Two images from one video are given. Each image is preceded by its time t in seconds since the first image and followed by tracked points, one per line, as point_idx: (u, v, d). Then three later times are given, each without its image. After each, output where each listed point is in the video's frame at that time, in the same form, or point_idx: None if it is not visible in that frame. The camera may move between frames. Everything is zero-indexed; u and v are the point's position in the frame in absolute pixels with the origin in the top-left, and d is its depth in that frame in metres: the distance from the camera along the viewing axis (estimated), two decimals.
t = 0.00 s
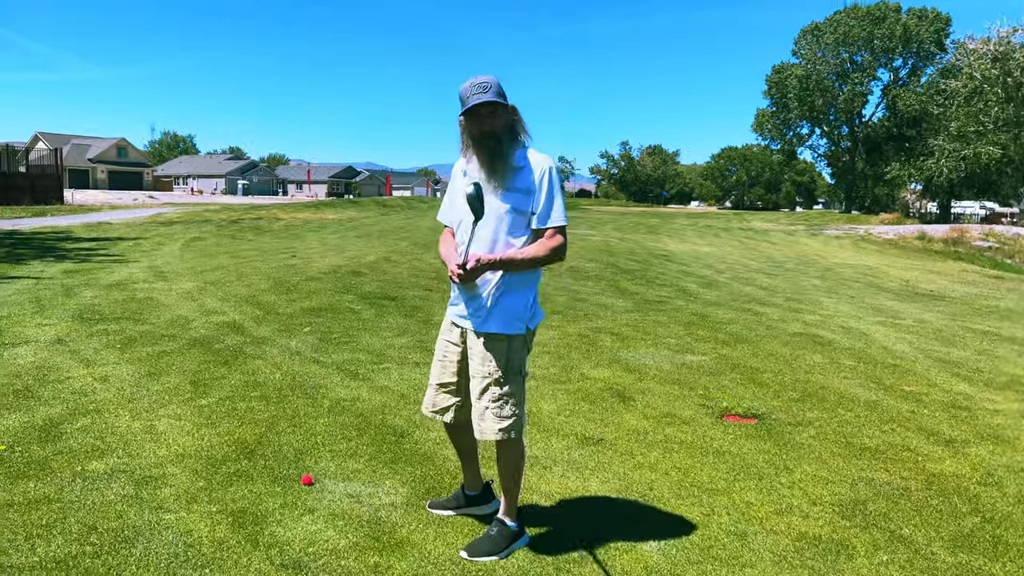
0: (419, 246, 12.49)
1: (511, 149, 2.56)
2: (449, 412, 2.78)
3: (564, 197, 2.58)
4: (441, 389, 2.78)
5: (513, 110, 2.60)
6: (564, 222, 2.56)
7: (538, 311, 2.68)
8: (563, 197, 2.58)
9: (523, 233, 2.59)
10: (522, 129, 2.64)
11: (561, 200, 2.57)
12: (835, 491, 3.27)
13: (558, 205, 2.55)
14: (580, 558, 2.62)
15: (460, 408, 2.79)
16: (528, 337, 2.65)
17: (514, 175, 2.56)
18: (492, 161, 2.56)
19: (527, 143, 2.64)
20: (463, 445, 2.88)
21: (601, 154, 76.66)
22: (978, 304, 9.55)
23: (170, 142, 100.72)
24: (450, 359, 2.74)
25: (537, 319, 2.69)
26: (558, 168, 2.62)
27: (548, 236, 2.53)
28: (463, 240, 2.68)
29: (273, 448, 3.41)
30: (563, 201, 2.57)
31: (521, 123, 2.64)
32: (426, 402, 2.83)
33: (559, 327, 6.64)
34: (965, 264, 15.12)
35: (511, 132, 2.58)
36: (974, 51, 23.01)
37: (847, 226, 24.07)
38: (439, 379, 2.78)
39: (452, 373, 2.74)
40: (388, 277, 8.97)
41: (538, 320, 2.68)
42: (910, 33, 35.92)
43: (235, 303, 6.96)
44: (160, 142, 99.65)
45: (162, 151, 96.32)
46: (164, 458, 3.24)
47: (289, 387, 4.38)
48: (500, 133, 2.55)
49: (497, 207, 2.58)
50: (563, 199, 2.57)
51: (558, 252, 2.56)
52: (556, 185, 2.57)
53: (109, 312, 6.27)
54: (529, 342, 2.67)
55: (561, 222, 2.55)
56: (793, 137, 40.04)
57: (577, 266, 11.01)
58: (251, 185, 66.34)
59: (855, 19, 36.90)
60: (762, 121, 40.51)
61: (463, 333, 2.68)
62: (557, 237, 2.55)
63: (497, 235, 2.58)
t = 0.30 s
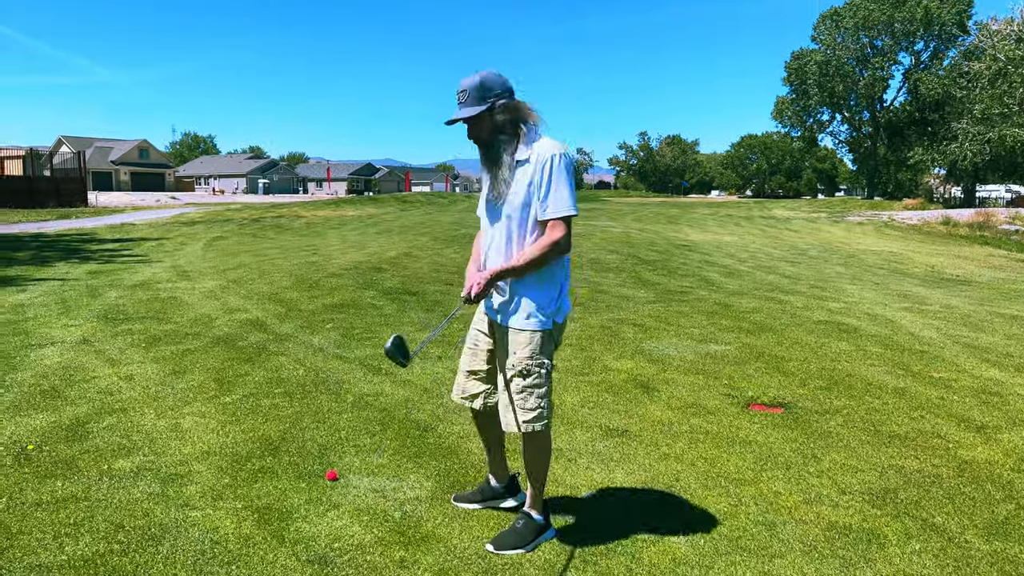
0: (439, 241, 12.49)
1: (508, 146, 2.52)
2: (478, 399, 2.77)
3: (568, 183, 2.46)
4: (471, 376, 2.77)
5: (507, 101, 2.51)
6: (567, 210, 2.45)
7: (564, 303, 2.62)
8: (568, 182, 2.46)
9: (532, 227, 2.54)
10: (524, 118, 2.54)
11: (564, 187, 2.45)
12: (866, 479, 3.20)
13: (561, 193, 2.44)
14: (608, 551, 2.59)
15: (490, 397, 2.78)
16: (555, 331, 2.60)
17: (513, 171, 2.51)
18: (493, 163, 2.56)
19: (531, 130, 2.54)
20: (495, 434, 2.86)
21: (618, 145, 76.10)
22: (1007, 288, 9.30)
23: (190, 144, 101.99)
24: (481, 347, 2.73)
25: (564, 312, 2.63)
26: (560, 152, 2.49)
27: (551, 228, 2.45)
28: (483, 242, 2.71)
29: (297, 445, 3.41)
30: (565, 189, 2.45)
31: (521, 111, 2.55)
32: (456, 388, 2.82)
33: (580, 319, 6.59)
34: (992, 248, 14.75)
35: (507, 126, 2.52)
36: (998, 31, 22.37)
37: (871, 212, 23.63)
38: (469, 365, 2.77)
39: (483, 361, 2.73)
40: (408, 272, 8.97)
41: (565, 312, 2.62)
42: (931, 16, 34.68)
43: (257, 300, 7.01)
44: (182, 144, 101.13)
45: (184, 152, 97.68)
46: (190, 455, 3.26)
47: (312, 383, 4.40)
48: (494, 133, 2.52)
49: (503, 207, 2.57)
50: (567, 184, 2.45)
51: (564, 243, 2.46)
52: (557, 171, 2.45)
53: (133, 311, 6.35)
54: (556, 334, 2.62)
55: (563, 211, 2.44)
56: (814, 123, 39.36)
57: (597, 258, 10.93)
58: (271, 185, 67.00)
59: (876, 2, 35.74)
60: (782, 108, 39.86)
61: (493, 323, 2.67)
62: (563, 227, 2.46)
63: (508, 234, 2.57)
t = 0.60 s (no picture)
0: (434, 225, 12.44)
1: (466, 145, 2.53)
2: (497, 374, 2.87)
3: (502, 179, 2.33)
4: (489, 350, 2.86)
5: (457, 100, 2.52)
6: (504, 208, 2.33)
7: (557, 284, 2.55)
8: (503, 179, 2.33)
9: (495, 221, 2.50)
10: (477, 111, 2.49)
11: (498, 185, 2.33)
12: (861, 456, 3.22)
13: (495, 191, 2.33)
14: (605, 531, 2.60)
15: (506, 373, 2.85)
16: (552, 312, 2.56)
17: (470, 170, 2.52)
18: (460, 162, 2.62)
19: (482, 125, 2.48)
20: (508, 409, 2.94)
21: (613, 126, 75.69)
22: (1001, 266, 9.32)
23: (181, 129, 100.93)
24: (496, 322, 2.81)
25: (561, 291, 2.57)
26: (497, 145, 2.35)
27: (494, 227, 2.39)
28: (486, 231, 2.77)
29: (294, 429, 3.42)
30: (499, 186, 2.33)
31: (475, 106, 2.50)
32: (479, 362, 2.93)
33: (577, 301, 6.59)
34: (987, 225, 14.77)
35: (460, 126, 2.53)
36: (993, 7, 22.21)
37: (866, 191, 23.60)
38: (488, 340, 2.86)
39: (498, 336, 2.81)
40: (404, 257, 8.94)
41: (561, 291, 2.56)
42: None
43: (252, 286, 6.98)
44: (172, 129, 100.13)
45: (175, 138, 96.82)
46: (187, 441, 3.26)
47: (308, 368, 4.39)
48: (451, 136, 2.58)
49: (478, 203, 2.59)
50: (503, 180, 2.32)
51: (508, 239, 2.39)
52: (490, 168, 2.35)
53: (127, 298, 6.32)
54: (554, 314, 2.59)
55: (499, 209, 2.34)
56: (809, 102, 39.16)
57: (593, 240, 10.90)
58: (263, 170, 66.55)
59: None
60: (777, 87, 39.65)
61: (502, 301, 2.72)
62: (507, 223, 2.36)
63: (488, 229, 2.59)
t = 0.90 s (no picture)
0: (428, 220, 12.42)
1: (446, 141, 2.55)
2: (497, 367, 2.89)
3: (469, 179, 2.38)
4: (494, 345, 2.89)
5: (438, 97, 2.54)
6: (470, 207, 2.39)
7: (539, 273, 2.47)
8: (469, 179, 2.38)
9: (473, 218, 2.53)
10: (457, 110, 2.53)
11: (465, 185, 2.38)
12: (853, 448, 3.24)
13: (463, 191, 2.40)
14: (599, 524, 2.61)
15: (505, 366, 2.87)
16: (536, 301, 2.51)
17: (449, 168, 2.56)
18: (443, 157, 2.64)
19: (461, 122, 2.51)
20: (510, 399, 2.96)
21: (606, 120, 75.63)
22: (992, 258, 9.38)
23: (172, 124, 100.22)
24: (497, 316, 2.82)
25: (546, 278, 2.48)
26: (464, 147, 2.39)
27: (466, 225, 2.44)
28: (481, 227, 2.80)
29: (288, 424, 3.42)
30: (466, 186, 2.39)
31: (455, 105, 2.54)
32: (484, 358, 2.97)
33: (570, 295, 6.59)
34: (978, 218, 14.86)
35: (444, 120, 2.54)
36: None
37: (858, 184, 23.68)
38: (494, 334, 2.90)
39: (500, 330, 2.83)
40: (397, 251, 8.92)
41: (544, 279, 2.47)
42: None
43: (246, 281, 6.95)
44: (163, 124, 99.44)
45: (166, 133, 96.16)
46: (182, 436, 3.26)
47: (303, 363, 4.39)
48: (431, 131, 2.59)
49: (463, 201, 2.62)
50: (469, 181, 2.37)
51: (477, 236, 2.43)
52: (458, 170, 2.41)
53: (121, 294, 6.29)
54: (541, 303, 2.53)
55: (466, 208, 2.39)
56: (801, 95, 39.22)
57: (587, 234, 10.90)
58: (256, 165, 66.26)
59: None
60: (769, 80, 39.71)
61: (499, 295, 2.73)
62: (474, 220, 2.40)
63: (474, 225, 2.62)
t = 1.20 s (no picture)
0: (428, 221, 12.42)
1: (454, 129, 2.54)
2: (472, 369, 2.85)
3: (483, 165, 2.38)
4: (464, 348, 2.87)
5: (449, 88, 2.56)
6: (481, 193, 2.38)
7: (531, 271, 2.57)
8: (482, 165, 2.38)
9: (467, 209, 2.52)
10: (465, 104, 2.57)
11: (477, 169, 2.38)
12: (852, 453, 3.24)
13: (472, 176, 2.38)
14: (597, 526, 2.60)
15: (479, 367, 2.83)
16: (527, 299, 2.58)
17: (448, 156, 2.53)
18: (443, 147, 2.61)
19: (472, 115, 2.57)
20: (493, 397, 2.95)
21: (607, 123, 75.75)
22: (991, 264, 9.38)
23: (173, 124, 100.04)
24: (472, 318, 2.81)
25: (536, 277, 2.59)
26: (478, 134, 2.41)
27: (468, 211, 2.41)
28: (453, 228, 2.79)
29: (287, 424, 3.41)
30: (479, 170, 2.38)
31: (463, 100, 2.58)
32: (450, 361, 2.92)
33: (570, 298, 6.59)
34: (977, 224, 14.87)
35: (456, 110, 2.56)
36: (985, 7, 22.28)
37: (858, 189, 23.71)
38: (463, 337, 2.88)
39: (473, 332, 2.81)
40: (397, 253, 8.92)
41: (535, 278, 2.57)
42: None
43: (245, 281, 6.95)
44: (164, 124, 99.52)
45: (166, 133, 96.23)
46: (180, 435, 3.25)
47: (302, 363, 4.38)
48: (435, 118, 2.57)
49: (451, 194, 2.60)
50: (483, 166, 2.38)
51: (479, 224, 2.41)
52: (467, 155, 2.40)
53: (120, 293, 6.29)
54: (529, 302, 2.60)
55: (477, 193, 2.38)
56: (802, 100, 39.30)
57: (587, 237, 10.90)
58: (256, 166, 66.32)
59: None
60: (770, 86, 39.81)
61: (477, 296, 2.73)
62: (482, 208, 2.40)
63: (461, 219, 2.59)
